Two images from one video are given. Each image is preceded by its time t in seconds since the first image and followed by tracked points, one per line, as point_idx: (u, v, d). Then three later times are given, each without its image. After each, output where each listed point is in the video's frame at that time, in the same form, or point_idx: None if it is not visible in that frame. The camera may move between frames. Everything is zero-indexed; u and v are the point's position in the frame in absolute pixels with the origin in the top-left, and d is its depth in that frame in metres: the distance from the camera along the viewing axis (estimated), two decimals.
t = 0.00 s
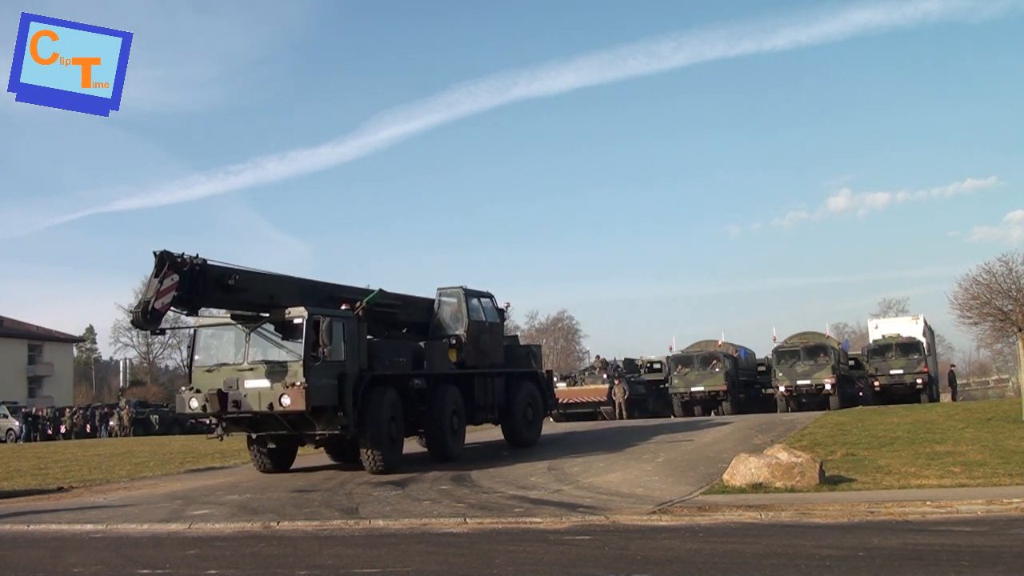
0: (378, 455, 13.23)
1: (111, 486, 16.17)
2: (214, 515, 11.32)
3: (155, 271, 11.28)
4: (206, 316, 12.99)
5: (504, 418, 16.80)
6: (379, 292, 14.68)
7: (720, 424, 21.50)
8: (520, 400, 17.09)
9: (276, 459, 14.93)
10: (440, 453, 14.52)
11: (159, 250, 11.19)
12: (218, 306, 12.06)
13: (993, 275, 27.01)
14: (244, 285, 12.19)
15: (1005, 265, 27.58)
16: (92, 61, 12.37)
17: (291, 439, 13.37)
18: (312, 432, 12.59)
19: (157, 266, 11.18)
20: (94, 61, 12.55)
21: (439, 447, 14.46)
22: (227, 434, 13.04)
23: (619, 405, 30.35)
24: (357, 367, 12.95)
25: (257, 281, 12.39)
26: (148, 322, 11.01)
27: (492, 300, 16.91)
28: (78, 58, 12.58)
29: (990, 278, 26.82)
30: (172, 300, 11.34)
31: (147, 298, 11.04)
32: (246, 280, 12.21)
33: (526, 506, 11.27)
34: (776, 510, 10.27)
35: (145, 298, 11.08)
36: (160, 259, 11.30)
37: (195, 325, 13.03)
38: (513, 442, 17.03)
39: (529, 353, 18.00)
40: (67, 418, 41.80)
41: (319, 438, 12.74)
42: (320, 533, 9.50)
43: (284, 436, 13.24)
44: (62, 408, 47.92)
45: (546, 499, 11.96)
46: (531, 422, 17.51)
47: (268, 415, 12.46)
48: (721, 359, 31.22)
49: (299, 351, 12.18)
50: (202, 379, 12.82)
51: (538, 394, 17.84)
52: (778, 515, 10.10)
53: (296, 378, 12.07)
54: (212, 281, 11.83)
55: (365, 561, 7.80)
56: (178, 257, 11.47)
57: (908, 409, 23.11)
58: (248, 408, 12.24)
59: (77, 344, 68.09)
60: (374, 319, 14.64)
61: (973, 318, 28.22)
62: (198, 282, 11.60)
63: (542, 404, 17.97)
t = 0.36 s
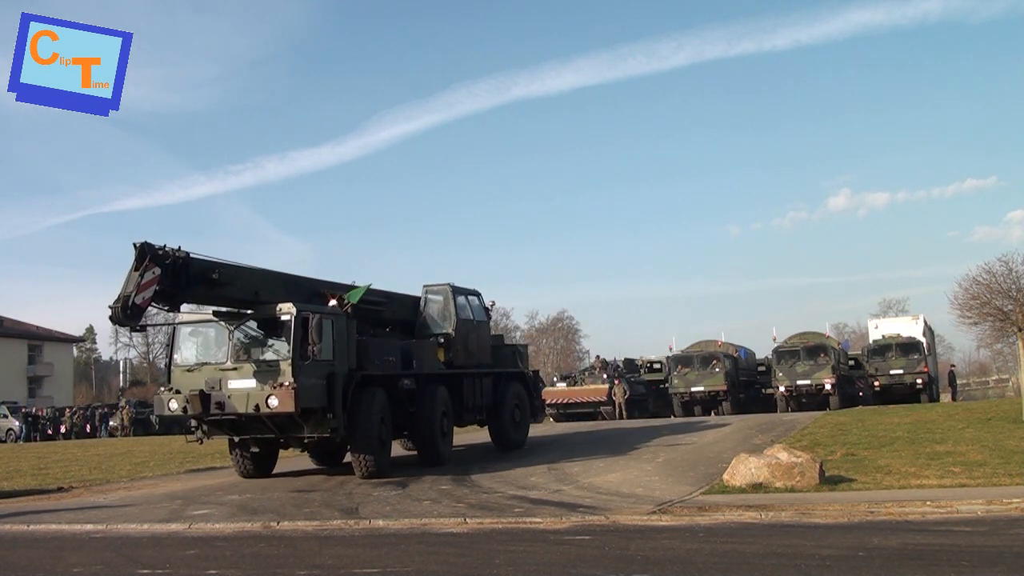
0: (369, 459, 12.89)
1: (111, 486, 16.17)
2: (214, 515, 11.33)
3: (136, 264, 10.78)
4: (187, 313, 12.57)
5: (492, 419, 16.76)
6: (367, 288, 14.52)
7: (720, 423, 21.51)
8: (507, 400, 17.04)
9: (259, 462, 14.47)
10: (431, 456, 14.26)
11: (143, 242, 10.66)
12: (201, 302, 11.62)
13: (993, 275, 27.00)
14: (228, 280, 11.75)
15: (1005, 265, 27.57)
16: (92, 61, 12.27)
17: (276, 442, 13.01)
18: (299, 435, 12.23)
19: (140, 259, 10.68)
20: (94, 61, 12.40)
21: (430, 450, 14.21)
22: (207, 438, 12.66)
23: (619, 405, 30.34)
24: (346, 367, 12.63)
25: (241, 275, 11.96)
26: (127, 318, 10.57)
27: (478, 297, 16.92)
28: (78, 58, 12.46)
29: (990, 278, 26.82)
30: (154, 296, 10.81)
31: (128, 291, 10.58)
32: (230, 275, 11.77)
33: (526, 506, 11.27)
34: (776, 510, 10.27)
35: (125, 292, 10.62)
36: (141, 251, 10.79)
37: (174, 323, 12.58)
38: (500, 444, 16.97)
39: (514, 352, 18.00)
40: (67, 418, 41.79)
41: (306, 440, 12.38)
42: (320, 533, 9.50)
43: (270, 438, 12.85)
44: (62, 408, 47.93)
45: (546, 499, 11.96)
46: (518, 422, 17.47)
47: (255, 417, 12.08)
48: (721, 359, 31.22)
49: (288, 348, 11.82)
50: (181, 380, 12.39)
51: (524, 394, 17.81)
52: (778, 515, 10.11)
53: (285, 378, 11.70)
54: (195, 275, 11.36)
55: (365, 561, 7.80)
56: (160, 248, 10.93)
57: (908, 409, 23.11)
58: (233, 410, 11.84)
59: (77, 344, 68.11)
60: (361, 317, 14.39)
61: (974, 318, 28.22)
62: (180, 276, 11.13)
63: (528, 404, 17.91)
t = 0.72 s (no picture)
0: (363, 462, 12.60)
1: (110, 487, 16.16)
2: (214, 515, 11.32)
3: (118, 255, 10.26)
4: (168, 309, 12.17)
5: (480, 420, 16.72)
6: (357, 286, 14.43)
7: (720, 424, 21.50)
8: (496, 401, 16.99)
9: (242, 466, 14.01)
10: (424, 458, 14.06)
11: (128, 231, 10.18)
12: (188, 296, 11.11)
13: (993, 275, 27.00)
14: (216, 274, 11.24)
15: (1005, 265, 27.56)
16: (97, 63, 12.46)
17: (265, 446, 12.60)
18: (290, 438, 11.84)
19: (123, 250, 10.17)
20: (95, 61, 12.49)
21: (422, 452, 14.03)
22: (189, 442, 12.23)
23: (619, 405, 30.34)
24: (338, 366, 12.34)
25: (229, 269, 11.47)
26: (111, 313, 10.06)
27: (466, 295, 16.92)
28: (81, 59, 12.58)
29: (990, 278, 26.82)
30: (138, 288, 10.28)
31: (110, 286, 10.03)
32: (218, 268, 11.28)
33: (526, 506, 11.27)
34: (776, 510, 10.27)
35: (109, 285, 10.08)
36: (123, 241, 10.27)
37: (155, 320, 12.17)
38: (488, 446, 16.94)
39: (500, 352, 17.97)
40: (67, 418, 41.77)
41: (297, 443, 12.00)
42: (320, 533, 9.49)
43: (260, 443, 12.44)
44: (62, 408, 47.94)
45: (546, 499, 11.95)
46: (506, 424, 17.43)
47: (244, 420, 11.68)
48: (721, 359, 31.22)
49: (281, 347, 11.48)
50: (163, 380, 12.00)
51: (512, 396, 17.76)
52: (778, 515, 10.11)
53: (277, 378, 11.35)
54: (181, 267, 10.85)
55: (365, 560, 7.80)
56: (145, 240, 10.42)
57: (909, 410, 23.11)
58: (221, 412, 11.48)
59: (77, 344, 68.10)
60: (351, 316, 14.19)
61: (974, 318, 28.22)
62: (166, 268, 10.63)
63: (516, 405, 17.88)
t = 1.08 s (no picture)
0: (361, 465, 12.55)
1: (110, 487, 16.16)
2: (214, 515, 11.32)
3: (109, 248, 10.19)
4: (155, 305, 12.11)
5: (473, 421, 16.68)
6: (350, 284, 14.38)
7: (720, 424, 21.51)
8: (487, 402, 16.96)
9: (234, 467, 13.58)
10: (420, 459, 14.03)
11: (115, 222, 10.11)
12: (182, 291, 11.00)
13: (993, 275, 27.00)
14: (209, 268, 11.15)
15: (1005, 265, 27.56)
16: (93, 62, 12.06)
17: (259, 450, 12.49)
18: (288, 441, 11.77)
19: (113, 241, 10.08)
20: (93, 59, 12.14)
21: (418, 453, 14.00)
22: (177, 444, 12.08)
23: (619, 405, 30.34)
24: (337, 367, 12.30)
25: (222, 264, 11.38)
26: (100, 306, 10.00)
27: (458, 294, 16.88)
28: (79, 59, 12.23)
29: (990, 278, 26.81)
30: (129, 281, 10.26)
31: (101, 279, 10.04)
32: (212, 262, 11.20)
33: (526, 506, 11.26)
34: (776, 510, 10.27)
35: (100, 279, 10.09)
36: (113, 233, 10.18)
37: (141, 317, 12.11)
38: (479, 448, 16.91)
39: (489, 352, 17.91)
40: (67, 418, 41.75)
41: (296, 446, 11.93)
42: (320, 534, 9.49)
43: (256, 446, 12.34)
44: (62, 408, 47.95)
45: (547, 499, 11.95)
46: (497, 426, 17.40)
47: (240, 423, 11.57)
48: (721, 359, 31.22)
49: (281, 346, 11.39)
50: (152, 380, 11.86)
51: (502, 397, 17.75)
52: (778, 515, 10.11)
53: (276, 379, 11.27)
54: (174, 261, 10.74)
55: (365, 560, 7.80)
56: (136, 231, 10.31)
57: (909, 410, 23.11)
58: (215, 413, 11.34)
59: (77, 344, 68.09)
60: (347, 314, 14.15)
61: (974, 318, 28.22)
62: (158, 261, 10.52)
63: (505, 406, 17.87)
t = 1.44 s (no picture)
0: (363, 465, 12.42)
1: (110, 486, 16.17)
2: (214, 515, 11.32)
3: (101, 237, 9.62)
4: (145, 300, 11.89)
5: (466, 423, 16.66)
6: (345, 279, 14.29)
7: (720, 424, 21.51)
8: (479, 403, 16.95)
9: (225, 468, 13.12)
10: (419, 460, 14.02)
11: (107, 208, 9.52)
12: (178, 284, 10.54)
13: (993, 275, 27.00)
14: (207, 260, 10.73)
15: (1005, 265, 27.55)
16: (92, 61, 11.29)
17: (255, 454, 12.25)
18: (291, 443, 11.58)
19: (108, 230, 9.52)
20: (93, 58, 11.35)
21: (417, 453, 13.97)
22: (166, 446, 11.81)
23: (619, 405, 30.35)
24: (339, 366, 12.16)
25: (218, 256, 10.97)
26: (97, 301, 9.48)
27: (450, 291, 16.83)
28: (80, 60, 11.16)
29: (990, 278, 26.82)
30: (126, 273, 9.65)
31: (96, 270, 9.45)
32: (211, 253, 10.78)
33: (526, 506, 11.26)
34: (777, 510, 10.27)
35: (95, 270, 9.49)
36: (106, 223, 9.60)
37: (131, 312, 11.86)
38: (471, 451, 16.89)
39: (479, 351, 17.65)
40: (67, 418, 41.75)
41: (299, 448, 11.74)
42: (320, 534, 9.49)
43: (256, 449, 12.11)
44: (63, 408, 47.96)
45: (546, 499, 11.95)
46: (488, 428, 17.39)
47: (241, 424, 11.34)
48: (721, 359, 31.22)
49: (284, 342, 11.20)
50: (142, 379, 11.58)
51: (492, 398, 17.75)
52: (778, 515, 10.11)
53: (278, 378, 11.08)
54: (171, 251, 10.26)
55: (365, 560, 7.80)
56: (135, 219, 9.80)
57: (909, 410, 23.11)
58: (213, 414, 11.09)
59: (78, 344, 68.11)
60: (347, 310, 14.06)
61: (973, 318, 28.22)
62: (156, 252, 10.02)
63: (495, 407, 17.86)
